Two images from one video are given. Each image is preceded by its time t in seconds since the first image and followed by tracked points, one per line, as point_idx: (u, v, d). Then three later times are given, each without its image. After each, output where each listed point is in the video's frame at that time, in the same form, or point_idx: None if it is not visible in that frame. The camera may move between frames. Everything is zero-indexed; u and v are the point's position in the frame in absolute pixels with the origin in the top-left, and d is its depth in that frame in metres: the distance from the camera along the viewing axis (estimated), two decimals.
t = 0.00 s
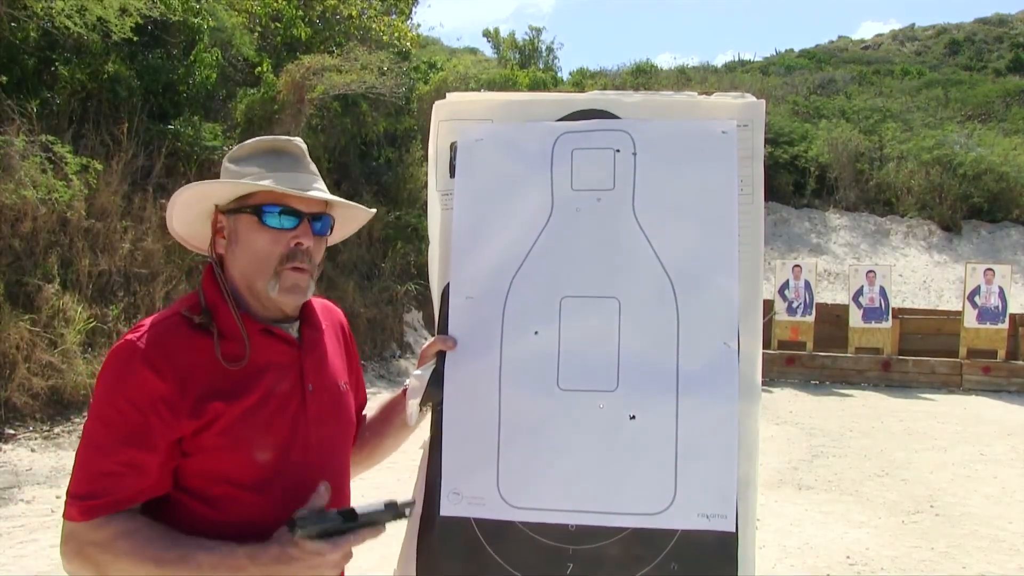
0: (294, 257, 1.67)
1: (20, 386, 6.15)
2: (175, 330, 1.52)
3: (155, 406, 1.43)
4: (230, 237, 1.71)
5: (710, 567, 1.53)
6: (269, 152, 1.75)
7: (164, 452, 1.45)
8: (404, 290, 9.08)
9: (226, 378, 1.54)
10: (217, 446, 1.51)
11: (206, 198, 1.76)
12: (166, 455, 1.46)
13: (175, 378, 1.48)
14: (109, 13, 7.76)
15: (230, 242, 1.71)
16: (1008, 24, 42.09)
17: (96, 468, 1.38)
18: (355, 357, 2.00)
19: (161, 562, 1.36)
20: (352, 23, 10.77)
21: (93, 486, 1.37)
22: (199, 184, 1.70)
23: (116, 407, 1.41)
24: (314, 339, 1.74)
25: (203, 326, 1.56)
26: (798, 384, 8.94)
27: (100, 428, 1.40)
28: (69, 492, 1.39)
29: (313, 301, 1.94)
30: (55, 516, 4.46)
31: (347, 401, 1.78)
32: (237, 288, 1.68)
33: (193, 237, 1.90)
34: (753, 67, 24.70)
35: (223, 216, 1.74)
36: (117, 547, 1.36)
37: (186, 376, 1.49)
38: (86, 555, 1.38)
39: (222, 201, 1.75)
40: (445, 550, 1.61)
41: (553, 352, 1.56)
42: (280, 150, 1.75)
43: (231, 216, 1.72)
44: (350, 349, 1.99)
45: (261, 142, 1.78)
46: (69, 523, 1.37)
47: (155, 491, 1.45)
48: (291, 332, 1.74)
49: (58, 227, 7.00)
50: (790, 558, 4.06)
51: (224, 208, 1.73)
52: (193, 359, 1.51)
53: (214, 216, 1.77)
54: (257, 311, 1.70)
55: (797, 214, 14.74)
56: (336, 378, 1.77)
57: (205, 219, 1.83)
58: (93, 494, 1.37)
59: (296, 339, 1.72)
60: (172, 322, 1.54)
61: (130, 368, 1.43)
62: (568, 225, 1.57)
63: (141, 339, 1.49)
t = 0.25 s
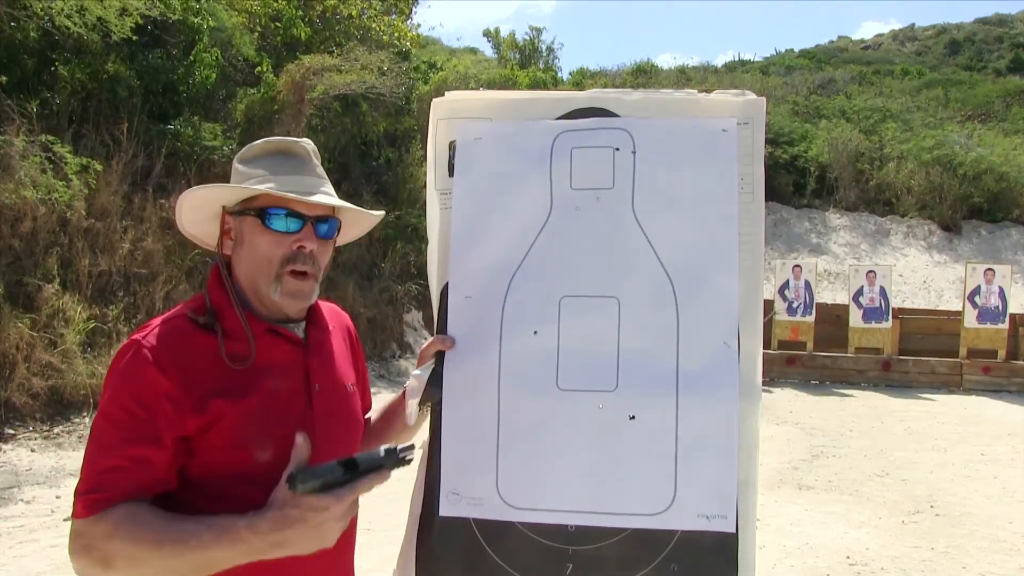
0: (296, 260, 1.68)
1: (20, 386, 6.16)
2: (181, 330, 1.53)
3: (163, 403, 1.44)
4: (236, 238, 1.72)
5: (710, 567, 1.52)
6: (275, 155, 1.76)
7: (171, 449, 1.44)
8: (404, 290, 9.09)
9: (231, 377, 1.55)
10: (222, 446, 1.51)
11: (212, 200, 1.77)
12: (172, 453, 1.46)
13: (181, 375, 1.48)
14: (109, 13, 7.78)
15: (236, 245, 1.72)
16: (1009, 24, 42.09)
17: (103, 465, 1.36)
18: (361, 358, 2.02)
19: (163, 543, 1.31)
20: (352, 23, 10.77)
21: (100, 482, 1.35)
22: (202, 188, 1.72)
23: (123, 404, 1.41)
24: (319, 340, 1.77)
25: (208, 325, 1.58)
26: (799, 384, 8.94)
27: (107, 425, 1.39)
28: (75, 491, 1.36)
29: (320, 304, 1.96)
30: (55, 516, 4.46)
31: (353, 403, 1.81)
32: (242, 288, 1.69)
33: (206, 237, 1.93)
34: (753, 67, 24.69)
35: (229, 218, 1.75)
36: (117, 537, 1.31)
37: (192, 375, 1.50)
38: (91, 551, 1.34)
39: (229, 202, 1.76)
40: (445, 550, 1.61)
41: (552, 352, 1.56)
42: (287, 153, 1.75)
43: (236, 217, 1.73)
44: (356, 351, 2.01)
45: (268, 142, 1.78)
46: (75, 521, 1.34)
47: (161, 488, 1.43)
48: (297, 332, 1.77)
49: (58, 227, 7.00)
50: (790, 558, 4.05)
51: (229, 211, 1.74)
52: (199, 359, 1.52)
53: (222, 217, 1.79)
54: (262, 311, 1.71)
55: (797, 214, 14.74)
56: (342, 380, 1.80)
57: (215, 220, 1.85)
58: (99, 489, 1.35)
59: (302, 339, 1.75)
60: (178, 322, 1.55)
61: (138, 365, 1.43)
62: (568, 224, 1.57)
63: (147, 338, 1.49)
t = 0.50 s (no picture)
0: (298, 247, 1.68)
1: (20, 386, 6.16)
2: (192, 324, 1.54)
3: (177, 396, 1.43)
4: (242, 231, 1.74)
5: (710, 568, 1.52)
6: (279, 148, 1.78)
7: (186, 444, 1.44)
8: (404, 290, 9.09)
9: (242, 371, 1.56)
10: (234, 440, 1.51)
11: (221, 194, 1.80)
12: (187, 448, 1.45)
13: (195, 369, 1.48)
14: (109, 13, 7.76)
15: (242, 237, 1.74)
16: (1009, 24, 42.11)
17: (121, 460, 1.34)
18: (368, 358, 2.02)
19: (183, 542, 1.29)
20: (352, 23, 10.77)
21: (120, 477, 1.33)
22: (210, 179, 1.75)
23: (138, 398, 1.40)
24: (328, 336, 1.78)
25: (219, 320, 1.60)
26: (798, 384, 8.94)
27: (123, 420, 1.38)
28: (95, 487, 1.34)
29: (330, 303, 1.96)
30: (55, 516, 4.46)
31: (360, 401, 1.82)
32: (249, 281, 1.71)
33: (219, 239, 1.95)
34: (753, 67, 24.69)
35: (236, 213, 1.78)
36: (141, 534, 1.29)
37: (205, 369, 1.50)
38: (114, 550, 1.31)
39: (236, 198, 1.79)
40: (444, 550, 1.61)
41: (552, 353, 1.56)
42: (290, 145, 1.77)
43: (242, 211, 1.75)
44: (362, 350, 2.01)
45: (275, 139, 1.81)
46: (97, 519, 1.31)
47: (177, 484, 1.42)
48: (306, 329, 1.78)
49: (58, 227, 7.00)
50: (790, 558, 4.05)
51: (237, 205, 1.77)
52: (211, 352, 1.53)
53: (230, 213, 1.81)
54: (271, 306, 1.72)
55: (798, 214, 14.73)
56: (349, 377, 1.81)
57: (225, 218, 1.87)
58: (118, 486, 1.32)
59: (310, 336, 1.76)
60: (189, 317, 1.56)
61: (153, 359, 1.43)
62: (568, 222, 1.57)
63: (159, 334, 1.49)
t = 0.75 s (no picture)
0: (300, 250, 1.69)
1: (20, 386, 6.16)
2: (192, 329, 1.55)
3: (173, 404, 1.47)
4: (240, 236, 1.73)
5: (711, 569, 1.52)
6: (271, 150, 1.76)
7: (182, 448, 1.47)
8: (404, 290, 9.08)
9: (242, 376, 1.56)
10: (233, 443, 1.53)
11: (215, 200, 1.79)
12: (184, 452, 1.49)
13: (193, 374, 1.50)
14: (109, 12, 7.76)
15: (241, 243, 1.73)
16: (1009, 24, 42.11)
17: (117, 467, 1.42)
18: (369, 357, 2.01)
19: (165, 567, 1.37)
20: (352, 23, 10.76)
21: (113, 484, 1.41)
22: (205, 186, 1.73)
23: (134, 405, 1.44)
24: (328, 336, 1.77)
25: (220, 325, 1.59)
26: (798, 384, 8.94)
27: (120, 427, 1.43)
28: (88, 489, 1.43)
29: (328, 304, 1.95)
30: (55, 516, 4.46)
31: (364, 400, 1.81)
32: (250, 285, 1.70)
33: (213, 243, 1.94)
34: (753, 67, 24.69)
35: (232, 218, 1.77)
36: (131, 548, 1.38)
37: (203, 374, 1.52)
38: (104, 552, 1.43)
39: (231, 202, 1.77)
40: (443, 551, 1.60)
41: (552, 353, 1.55)
42: (283, 146, 1.76)
43: (239, 216, 1.74)
44: (362, 350, 2.00)
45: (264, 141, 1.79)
46: (90, 519, 1.42)
47: (172, 487, 1.47)
48: (307, 329, 1.77)
49: (58, 227, 7.00)
50: (790, 558, 4.05)
51: (233, 210, 1.76)
52: (210, 357, 1.53)
53: (226, 218, 1.80)
54: (274, 309, 1.72)
55: (798, 214, 14.71)
56: (353, 377, 1.80)
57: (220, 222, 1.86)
58: (113, 492, 1.41)
59: (312, 336, 1.75)
60: (189, 322, 1.56)
61: (150, 366, 1.46)
62: (568, 221, 1.56)
63: (158, 340, 1.51)
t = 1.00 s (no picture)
0: (296, 247, 1.70)
1: (20, 386, 6.17)
2: (189, 328, 1.55)
3: (173, 401, 1.47)
4: (233, 239, 1.73)
5: (711, 568, 1.52)
6: (255, 149, 1.75)
7: (181, 445, 1.47)
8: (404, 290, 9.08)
9: (240, 374, 1.56)
10: (233, 440, 1.53)
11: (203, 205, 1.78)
12: (183, 449, 1.49)
13: (192, 373, 1.50)
14: (109, 12, 7.75)
15: (234, 245, 1.73)
16: (1009, 24, 42.11)
17: (116, 462, 1.41)
18: (368, 357, 2.01)
19: (172, 564, 1.38)
20: (352, 23, 10.75)
21: (112, 480, 1.41)
22: (193, 194, 1.73)
23: (134, 402, 1.44)
24: (326, 334, 1.77)
25: (218, 323, 1.59)
26: (799, 384, 8.94)
27: (119, 422, 1.43)
28: (87, 486, 1.42)
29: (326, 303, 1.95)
30: (55, 516, 4.46)
31: (362, 398, 1.80)
32: (247, 286, 1.71)
33: (203, 245, 1.94)
34: (753, 67, 24.68)
35: (223, 221, 1.76)
36: (134, 544, 1.38)
37: (203, 371, 1.52)
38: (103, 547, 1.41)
39: (219, 205, 1.76)
40: (443, 552, 1.60)
41: (552, 354, 1.55)
42: (267, 145, 1.75)
43: (230, 218, 1.74)
44: (361, 348, 2.00)
45: (244, 141, 1.77)
46: (89, 515, 1.41)
47: (171, 485, 1.47)
48: (304, 326, 1.77)
49: (58, 227, 7.01)
50: (790, 558, 4.05)
51: (222, 214, 1.75)
52: (208, 354, 1.54)
53: (216, 221, 1.79)
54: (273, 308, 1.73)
55: (798, 214, 14.70)
56: (351, 375, 1.79)
57: (209, 226, 1.86)
58: (111, 488, 1.41)
59: (309, 333, 1.74)
60: (187, 320, 1.56)
61: (148, 364, 1.46)
62: (569, 222, 1.56)
63: (155, 338, 1.51)
